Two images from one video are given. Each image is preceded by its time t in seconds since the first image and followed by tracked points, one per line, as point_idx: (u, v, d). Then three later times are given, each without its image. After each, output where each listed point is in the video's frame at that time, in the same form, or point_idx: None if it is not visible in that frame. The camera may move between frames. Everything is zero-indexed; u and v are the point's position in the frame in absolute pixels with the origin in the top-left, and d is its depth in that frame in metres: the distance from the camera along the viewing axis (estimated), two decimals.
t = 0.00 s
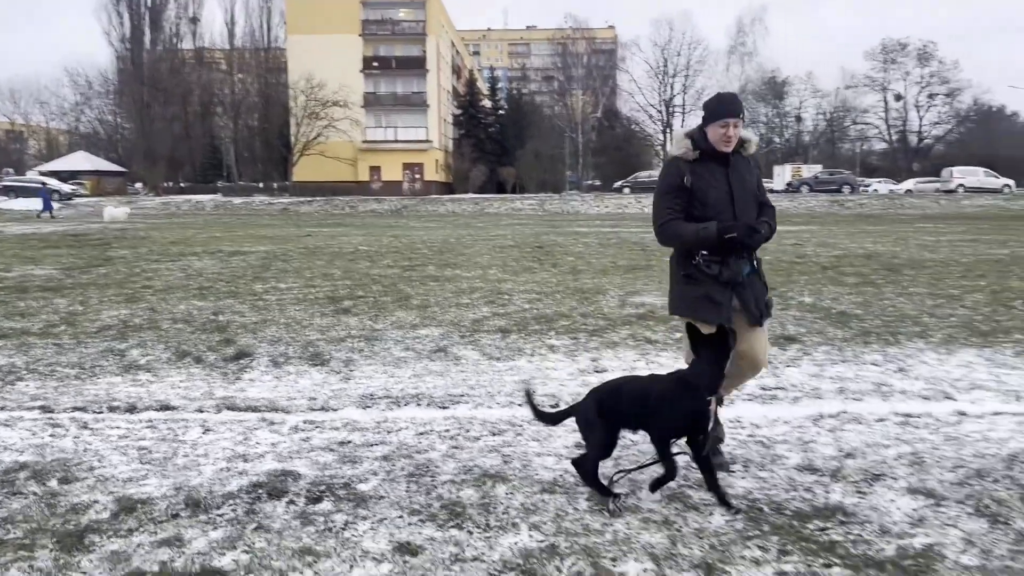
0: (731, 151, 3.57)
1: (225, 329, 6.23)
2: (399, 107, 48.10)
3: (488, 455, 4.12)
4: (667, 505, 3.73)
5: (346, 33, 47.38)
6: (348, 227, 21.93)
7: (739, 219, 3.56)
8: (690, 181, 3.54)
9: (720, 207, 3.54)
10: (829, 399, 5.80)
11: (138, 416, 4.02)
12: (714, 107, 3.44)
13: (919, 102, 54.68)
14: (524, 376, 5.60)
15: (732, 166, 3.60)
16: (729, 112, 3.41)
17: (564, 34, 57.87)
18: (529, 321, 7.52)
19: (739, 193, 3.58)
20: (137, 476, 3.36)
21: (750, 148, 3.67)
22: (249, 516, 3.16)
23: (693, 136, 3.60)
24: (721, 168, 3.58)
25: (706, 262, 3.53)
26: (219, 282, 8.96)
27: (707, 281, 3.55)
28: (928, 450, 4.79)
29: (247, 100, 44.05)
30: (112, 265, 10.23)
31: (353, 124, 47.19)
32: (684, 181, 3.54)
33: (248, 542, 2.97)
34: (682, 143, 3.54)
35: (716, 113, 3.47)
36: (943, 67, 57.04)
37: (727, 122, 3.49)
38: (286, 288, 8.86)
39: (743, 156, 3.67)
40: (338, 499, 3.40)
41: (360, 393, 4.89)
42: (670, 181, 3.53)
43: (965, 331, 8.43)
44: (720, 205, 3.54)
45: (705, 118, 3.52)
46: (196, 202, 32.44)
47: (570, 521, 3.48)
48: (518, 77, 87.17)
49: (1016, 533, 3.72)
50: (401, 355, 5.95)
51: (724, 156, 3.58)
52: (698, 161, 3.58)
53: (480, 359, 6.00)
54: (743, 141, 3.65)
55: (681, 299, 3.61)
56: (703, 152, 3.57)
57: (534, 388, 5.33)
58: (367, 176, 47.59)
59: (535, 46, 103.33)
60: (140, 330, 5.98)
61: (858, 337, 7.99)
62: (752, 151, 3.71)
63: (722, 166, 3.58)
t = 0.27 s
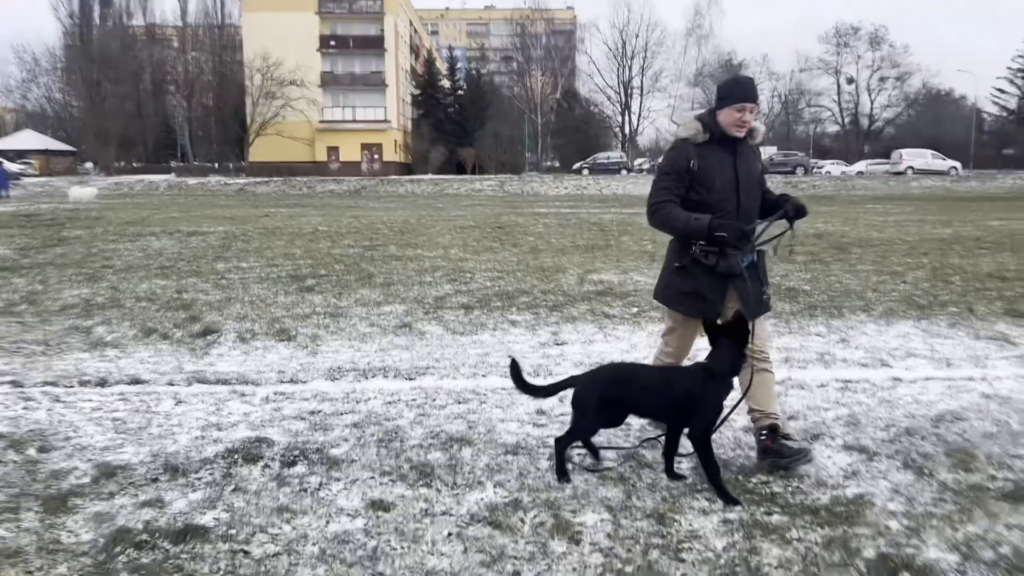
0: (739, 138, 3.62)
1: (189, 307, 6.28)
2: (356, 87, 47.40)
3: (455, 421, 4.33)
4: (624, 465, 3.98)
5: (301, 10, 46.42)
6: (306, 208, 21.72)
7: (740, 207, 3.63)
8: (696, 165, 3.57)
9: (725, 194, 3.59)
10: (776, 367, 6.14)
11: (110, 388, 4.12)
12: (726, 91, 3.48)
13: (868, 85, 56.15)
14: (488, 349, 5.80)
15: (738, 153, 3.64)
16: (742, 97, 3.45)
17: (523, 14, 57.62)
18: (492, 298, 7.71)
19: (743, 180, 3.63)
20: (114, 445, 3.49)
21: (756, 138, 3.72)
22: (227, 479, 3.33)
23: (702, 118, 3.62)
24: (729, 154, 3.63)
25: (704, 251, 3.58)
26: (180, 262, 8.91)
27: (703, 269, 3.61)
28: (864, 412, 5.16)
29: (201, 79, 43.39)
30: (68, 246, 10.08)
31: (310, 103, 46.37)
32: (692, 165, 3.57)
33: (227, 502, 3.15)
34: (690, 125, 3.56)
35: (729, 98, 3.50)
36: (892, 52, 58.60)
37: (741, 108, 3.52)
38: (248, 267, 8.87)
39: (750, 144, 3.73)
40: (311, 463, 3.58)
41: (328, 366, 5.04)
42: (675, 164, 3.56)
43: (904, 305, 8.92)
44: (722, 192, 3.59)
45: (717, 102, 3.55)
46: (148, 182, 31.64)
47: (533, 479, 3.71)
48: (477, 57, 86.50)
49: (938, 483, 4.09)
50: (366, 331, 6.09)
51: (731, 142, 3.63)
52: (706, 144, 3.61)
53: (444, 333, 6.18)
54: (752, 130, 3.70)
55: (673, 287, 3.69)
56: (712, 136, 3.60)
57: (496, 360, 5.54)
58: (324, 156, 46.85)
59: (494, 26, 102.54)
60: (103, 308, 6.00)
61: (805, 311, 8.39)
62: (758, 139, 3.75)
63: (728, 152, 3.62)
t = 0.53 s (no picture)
0: (751, 126, 3.54)
1: (154, 295, 6.29)
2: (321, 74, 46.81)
3: (420, 403, 4.46)
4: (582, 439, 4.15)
5: None
6: (271, 196, 21.49)
7: (750, 198, 3.58)
8: (704, 153, 3.51)
9: (734, 185, 3.54)
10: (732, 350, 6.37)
11: (77, 375, 4.18)
12: (739, 80, 3.39)
13: (831, 75, 57.10)
14: (453, 334, 5.93)
15: (750, 143, 3.58)
16: (751, 84, 3.38)
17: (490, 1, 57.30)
18: (458, 285, 7.83)
19: (754, 170, 3.57)
20: (84, 429, 3.59)
21: (771, 124, 3.63)
22: (196, 460, 3.44)
23: (714, 103, 3.54)
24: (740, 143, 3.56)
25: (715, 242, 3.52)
26: (143, 250, 8.84)
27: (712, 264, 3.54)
28: (812, 391, 5.42)
29: (162, 64, 43.11)
30: (27, 234, 9.91)
31: (274, 90, 45.72)
32: (700, 153, 3.51)
33: (198, 483, 3.25)
34: (699, 113, 3.52)
35: (742, 86, 3.41)
36: (853, 42, 59.70)
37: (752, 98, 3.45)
38: (214, 255, 8.85)
39: (763, 132, 3.66)
40: (279, 444, 3.69)
41: (295, 351, 5.12)
42: (683, 154, 3.50)
43: (857, 290, 9.25)
44: (732, 182, 3.53)
45: (727, 90, 3.49)
46: (107, 169, 30.90)
47: (495, 457, 3.87)
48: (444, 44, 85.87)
49: (877, 456, 4.35)
50: (333, 317, 6.17)
51: (742, 131, 3.55)
52: (716, 133, 3.55)
53: (410, 319, 6.29)
54: (766, 115, 3.62)
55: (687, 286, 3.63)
56: (723, 122, 3.53)
57: (461, 344, 5.67)
58: (289, 143, 46.19)
59: (460, 13, 101.82)
60: (67, 296, 5.99)
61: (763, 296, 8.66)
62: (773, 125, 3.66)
63: (739, 141, 3.56)
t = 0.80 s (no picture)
0: (745, 127, 3.59)
1: (124, 292, 6.32)
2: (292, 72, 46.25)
3: (387, 395, 4.60)
4: (542, 427, 4.32)
5: None
6: (241, 194, 21.33)
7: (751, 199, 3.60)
8: (702, 156, 3.56)
9: (735, 186, 3.57)
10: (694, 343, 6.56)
11: (46, 371, 4.26)
12: (731, 79, 3.47)
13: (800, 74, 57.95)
14: (420, 329, 6.06)
15: (747, 142, 3.61)
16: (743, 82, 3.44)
17: None
18: (427, 281, 7.94)
19: (754, 169, 3.60)
20: (54, 422, 3.69)
21: (768, 123, 3.67)
22: (166, 451, 3.54)
23: (709, 105, 3.59)
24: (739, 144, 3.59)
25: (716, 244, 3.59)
26: (112, 248, 8.82)
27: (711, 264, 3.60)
28: (766, 381, 5.65)
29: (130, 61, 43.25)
30: None
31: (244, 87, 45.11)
32: (696, 155, 3.55)
33: (168, 472, 3.36)
34: (695, 115, 3.57)
35: (733, 86, 3.49)
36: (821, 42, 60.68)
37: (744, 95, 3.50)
38: (184, 253, 8.85)
39: (761, 131, 3.69)
40: (248, 435, 3.79)
41: (264, 347, 5.22)
42: (680, 157, 3.55)
43: (817, 284, 9.54)
44: (731, 183, 3.57)
45: (721, 89, 3.54)
46: (74, 167, 30.36)
47: (459, 445, 4.02)
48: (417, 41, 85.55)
49: (823, 441, 4.58)
50: (302, 313, 6.26)
51: (739, 131, 3.60)
52: (713, 134, 3.59)
53: (379, 314, 6.41)
54: (762, 115, 3.65)
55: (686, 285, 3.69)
56: (718, 124, 3.58)
57: (429, 339, 5.81)
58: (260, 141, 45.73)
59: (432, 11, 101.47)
60: (34, 294, 6.00)
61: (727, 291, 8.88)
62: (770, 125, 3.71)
63: (737, 142, 3.60)
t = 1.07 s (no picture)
0: (733, 105, 3.65)
1: (76, 278, 6.38)
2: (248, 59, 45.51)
3: (336, 373, 4.81)
4: (484, 401, 4.59)
5: None
6: (196, 181, 21.06)
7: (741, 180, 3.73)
8: (696, 144, 3.62)
9: (725, 167, 3.67)
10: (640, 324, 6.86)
11: None
12: (716, 60, 3.51)
13: (757, 63, 58.92)
14: (372, 312, 6.26)
15: (735, 121, 3.69)
16: (732, 64, 3.49)
17: None
18: (382, 267, 8.12)
19: (744, 149, 3.72)
20: (8, 404, 3.83)
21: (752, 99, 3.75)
22: (120, 427, 3.71)
23: (694, 87, 3.63)
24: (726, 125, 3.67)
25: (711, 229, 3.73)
26: (63, 235, 8.80)
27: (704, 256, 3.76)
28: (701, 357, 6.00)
29: (79, 45, 42.89)
30: None
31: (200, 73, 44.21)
32: (689, 140, 3.60)
33: (120, 446, 3.54)
34: (682, 100, 3.59)
35: (719, 68, 3.54)
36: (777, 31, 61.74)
37: (729, 77, 3.56)
38: (137, 240, 8.87)
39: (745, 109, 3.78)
40: (201, 412, 3.97)
41: (217, 329, 5.38)
42: (674, 146, 3.59)
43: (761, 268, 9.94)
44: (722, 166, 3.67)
45: (706, 70, 3.58)
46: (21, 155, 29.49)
47: (404, 418, 4.27)
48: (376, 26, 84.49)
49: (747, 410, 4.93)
50: (256, 297, 6.40)
51: (726, 111, 3.66)
52: (701, 117, 3.64)
53: (331, 298, 6.59)
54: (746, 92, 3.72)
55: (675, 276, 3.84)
56: (706, 104, 3.63)
57: (379, 321, 6.02)
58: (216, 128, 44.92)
59: None
60: None
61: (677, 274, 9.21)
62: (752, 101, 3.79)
63: (724, 122, 3.67)
